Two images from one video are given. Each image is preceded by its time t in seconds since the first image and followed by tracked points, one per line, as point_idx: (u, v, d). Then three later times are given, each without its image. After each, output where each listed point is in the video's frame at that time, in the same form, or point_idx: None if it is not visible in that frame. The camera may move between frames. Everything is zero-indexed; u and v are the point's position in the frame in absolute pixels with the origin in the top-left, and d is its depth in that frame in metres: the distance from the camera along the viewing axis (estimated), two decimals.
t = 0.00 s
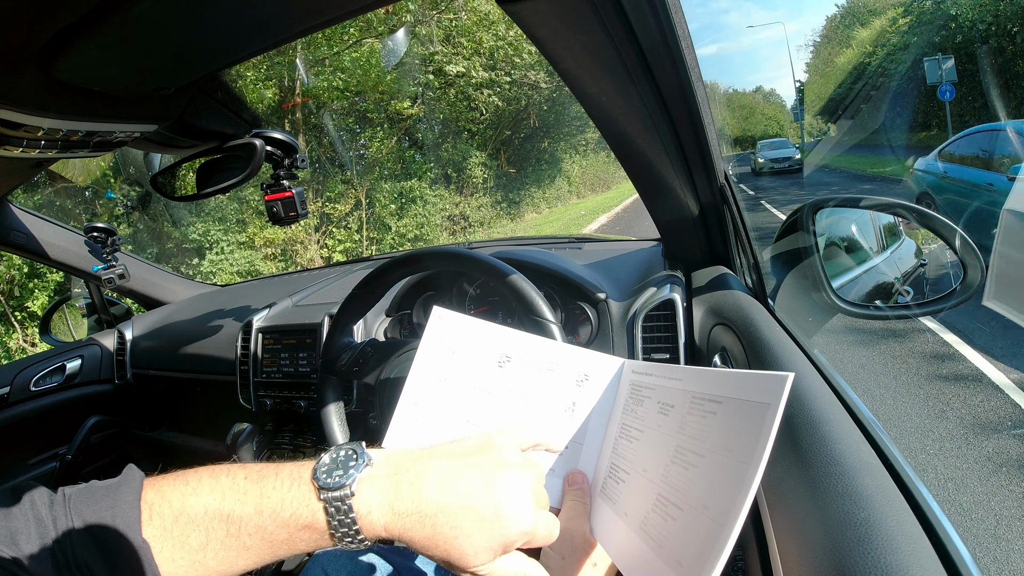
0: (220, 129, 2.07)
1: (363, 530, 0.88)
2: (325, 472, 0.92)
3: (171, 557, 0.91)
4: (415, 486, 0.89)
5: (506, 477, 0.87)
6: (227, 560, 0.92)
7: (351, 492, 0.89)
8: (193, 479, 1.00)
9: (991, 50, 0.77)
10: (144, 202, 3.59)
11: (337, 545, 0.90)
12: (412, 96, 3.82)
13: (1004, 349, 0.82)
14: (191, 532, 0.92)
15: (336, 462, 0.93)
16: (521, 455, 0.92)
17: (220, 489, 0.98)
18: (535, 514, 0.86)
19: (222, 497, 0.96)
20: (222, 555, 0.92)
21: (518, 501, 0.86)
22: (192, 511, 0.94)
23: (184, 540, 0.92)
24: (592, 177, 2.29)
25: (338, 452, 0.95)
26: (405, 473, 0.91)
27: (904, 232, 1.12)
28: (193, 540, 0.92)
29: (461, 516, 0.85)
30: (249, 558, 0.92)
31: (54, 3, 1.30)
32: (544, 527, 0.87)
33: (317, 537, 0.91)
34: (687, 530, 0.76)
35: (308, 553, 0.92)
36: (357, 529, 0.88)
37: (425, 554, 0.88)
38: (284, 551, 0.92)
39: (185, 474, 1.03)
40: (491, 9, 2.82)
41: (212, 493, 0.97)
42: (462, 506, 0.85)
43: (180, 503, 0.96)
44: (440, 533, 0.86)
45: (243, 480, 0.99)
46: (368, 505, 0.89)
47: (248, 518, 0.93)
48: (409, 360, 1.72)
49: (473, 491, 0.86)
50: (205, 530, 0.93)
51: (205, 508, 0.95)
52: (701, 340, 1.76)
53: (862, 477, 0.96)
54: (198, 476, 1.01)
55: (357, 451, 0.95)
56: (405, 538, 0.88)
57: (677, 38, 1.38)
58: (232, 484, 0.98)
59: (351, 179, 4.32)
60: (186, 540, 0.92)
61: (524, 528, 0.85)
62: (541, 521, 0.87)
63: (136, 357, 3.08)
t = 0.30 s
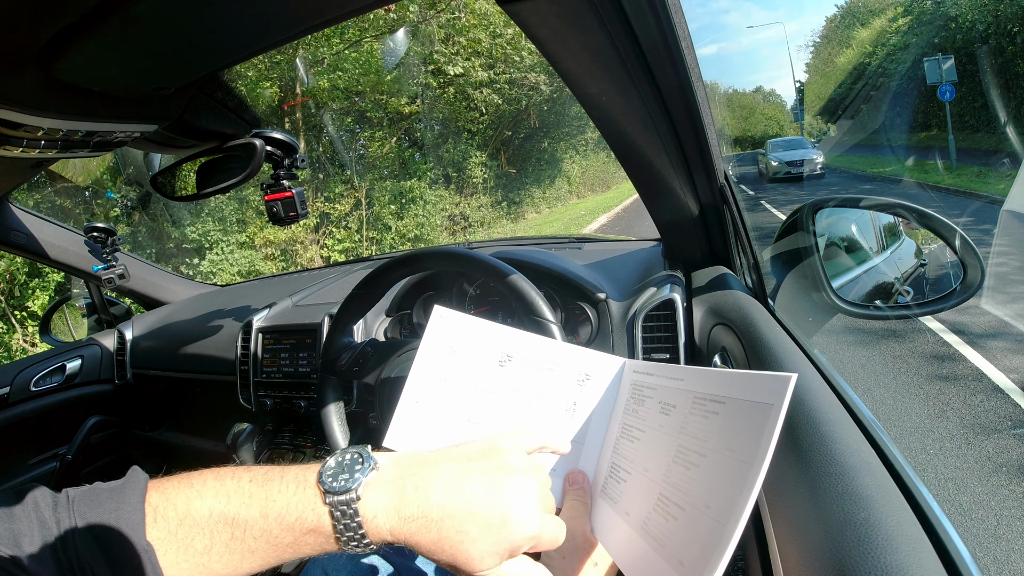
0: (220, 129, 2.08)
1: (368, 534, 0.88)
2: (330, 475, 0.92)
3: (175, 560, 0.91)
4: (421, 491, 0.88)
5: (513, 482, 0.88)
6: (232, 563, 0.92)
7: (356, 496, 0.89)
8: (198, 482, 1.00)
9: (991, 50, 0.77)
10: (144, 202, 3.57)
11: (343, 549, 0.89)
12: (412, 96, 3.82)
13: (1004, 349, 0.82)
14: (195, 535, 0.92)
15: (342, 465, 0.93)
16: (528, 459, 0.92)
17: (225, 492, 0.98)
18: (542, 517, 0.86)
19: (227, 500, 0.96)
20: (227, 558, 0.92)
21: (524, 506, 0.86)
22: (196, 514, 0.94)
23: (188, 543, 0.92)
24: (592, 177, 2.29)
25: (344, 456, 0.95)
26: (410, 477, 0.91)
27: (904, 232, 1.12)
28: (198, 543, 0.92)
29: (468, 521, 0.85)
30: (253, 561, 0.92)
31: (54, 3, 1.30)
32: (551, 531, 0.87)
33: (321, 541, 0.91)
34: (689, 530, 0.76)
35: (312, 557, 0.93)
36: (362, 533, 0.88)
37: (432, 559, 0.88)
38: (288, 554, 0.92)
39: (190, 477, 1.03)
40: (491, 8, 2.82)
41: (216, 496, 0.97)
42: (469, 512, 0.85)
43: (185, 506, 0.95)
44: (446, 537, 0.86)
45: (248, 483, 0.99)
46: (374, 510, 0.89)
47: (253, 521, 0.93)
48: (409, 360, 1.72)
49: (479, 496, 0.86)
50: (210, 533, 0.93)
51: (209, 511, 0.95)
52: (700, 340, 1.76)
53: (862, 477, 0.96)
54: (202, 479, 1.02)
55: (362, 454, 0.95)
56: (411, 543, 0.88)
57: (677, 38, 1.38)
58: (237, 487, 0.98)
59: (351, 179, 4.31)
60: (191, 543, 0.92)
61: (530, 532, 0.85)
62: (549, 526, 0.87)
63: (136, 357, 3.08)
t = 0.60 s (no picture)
0: (220, 129, 2.08)
1: (366, 526, 0.88)
2: (326, 468, 0.92)
3: (172, 554, 0.91)
4: (419, 481, 0.89)
5: (510, 469, 0.89)
6: (229, 557, 0.92)
7: (355, 488, 0.89)
8: (194, 476, 1.01)
9: (991, 49, 0.77)
10: (144, 203, 3.58)
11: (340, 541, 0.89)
12: (412, 96, 3.82)
13: (1004, 349, 0.82)
14: (192, 529, 0.93)
15: (339, 457, 0.93)
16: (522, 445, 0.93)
17: (221, 485, 0.98)
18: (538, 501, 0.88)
19: (223, 494, 0.96)
20: (223, 552, 0.92)
21: (522, 492, 0.88)
22: (193, 508, 0.95)
23: (185, 537, 0.92)
24: (592, 177, 2.29)
25: (340, 448, 0.95)
26: (407, 467, 0.91)
27: (904, 232, 1.12)
28: (195, 537, 0.92)
29: (468, 509, 0.86)
30: (250, 555, 0.92)
31: (54, 3, 1.30)
32: (548, 513, 0.89)
33: (319, 533, 0.91)
34: (689, 530, 0.76)
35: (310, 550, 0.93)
36: (359, 524, 0.88)
37: (431, 548, 0.89)
38: (286, 547, 0.93)
39: (186, 471, 1.03)
40: (491, 9, 2.82)
41: (213, 490, 0.97)
42: (469, 500, 0.86)
43: (181, 501, 0.96)
44: (446, 527, 0.86)
45: (244, 477, 0.99)
46: (372, 502, 0.89)
47: (250, 515, 0.93)
48: (409, 360, 1.73)
49: (478, 484, 0.86)
50: (207, 527, 0.93)
51: (206, 505, 0.95)
52: (700, 340, 1.76)
53: (863, 477, 0.96)
54: (199, 473, 1.02)
55: (359, 446, 0.94)
56: (411, 533, 0.88)
57: (677, 39, 1.38)
58: (234, 480, 0.98)
59: (351, 179, 4.31)
60: (187, 537, 0.92)
61: (529, 516, 0.87)
62: (546, 507, 0.89)
63: (136, 357, 3.08)
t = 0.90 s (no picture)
0: (219, 129, 2.08)
1: (373, 513, 0.91)
2: (333, 457, 0.94)
3: (176, 548, 0.91)
4: (425, 468, 0.92)
5: (512, 453, 0.94)
6: (235, 548, 0.93)
7: (361, 476, 0.91)
8: (197, 469, 1.01)
9: (991, 50, 0.77)
10: (144, 203, 3.69)
11: (348, 531, 0.91)
12: (412, 96, 3.82)
13: (1004, 349, 0.82)
14: (197, 522, 0.93)
15: (344, 447, 0.95)
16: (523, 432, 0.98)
17: (226, 477, 0.99)
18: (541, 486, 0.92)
19: (228, 485, 0.97)
20: (229, 543, 0.93)
21: (524, 476, 0.92)
22: (198, 500, 0.96)
23: (190, 530, 0.93)
24: (592, 177, 2.29)
25: (346, 438, 0.97)
26: (413, 455, 0.94)
27: (904, 232, 1.12)
28: (200, 529, 0.93)
29: (474, 493, 0.90)
30: (257, 546, 0.93)
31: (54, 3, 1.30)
32: (550, 496, 0.94)
33: (326, 522, 0.93)
34: (687, 531, 0.76)
35: (316, 539, 0.95)
36: (367, 511, 0.90)
37: (438, 533, 0.92)
38: (292, 537, 0.94)
39: (188, 464, 1.04)
40: (491, 9, 2.83)
41: (218, 481, 0.98)
42: (474, 483, 0.90)
43: (185, 493, 0.96)
44: (453, 511, 0.90)
45: (249, 468, 1.00)
46: (379, 489, 0.91)
47: (257, 506, 0.94)
48: (410, 359, 1.73)
49: (485, 469, 0.91)
50: (212, 519, 0.94)
51: (211, 497, 0.96)
52: (700, 340, 1.76)
53: (863, 477, 0.96)
54: (202, 466, 1.02)
55: (365, 435, 0.97)
56: (418, 518, 0.91)
57: (677, 40, 1.38)
58: (238, 471, 0.99)
59: (351, 179, 4.31)
60: (192, 530, 0.93)
61: (532, 499, 0.92)
62: (549, 490, 0.94)
63: (136, 357, 3.08)
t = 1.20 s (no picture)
0: (220, 129, 2.09)
1: (404, 505, 0.90)
2: (364, 452, 0.93)
3: (199, 547, 0.91)
4: (453, 461, 0.91)
5: (538, 447, 0.91)
6: (262, 545, 0.93)
7: (395, 470, 0.91)
8: (223, 466, 1.01)
9: (991, 50, 0.77)
10: (144, 203, 3.69)
11: (378, 525, 0.92)
12: (412, 96, 3.82)
13: (1004, 349, 0.82)
14: (223, 520, 0.93)
15: (374, 442, 0.94)
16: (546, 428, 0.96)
17: (254, 474, 0.98)
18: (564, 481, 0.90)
19: (256, 482, 0.97)
20: (256, 541, 0.93)
21: (550, 470, 0.90)
22: (225, 498, 0.95)
23: (216, 527, 0.92)
24: (592, 177, 2.29)
25: (376, 433, 0.96)
26: (442, 449, 0.94)
27: (904, 232, 1.12)
28: (227, 528, 0.93)
29: (502, 487, 0.88)
30: (284, 543, 0.93)
31: (55, 3, 1.30)
32: (572, 491, 0.91)
33: (356, 517, 0.93)
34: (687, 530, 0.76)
35: (346, 534, 0.94)
36: (398, 504, 0.90)
37: (464, 528, 0.90)
38: (320, 533, 0.94)
39: (211, 462, 1.03)
40: (491, 8, 2.83)
41: (245, 479, 0.98)
42: (501, 477, 0.88)
43: (211, 491, 0.96)
44: (480, 504, 0.88)
45: (277, 464, 0.99)
46: (411, 482, 0.91)
47: (287, 502, 0.94)
48: (409, 359, 1.71)
49: (510, 462, 0.89)
50: (240, 516, 0.94)
51: (238, 494, 0.96)
52: (700, 340, 1.76)
53: (863, 477, 0.96)
54: (227, 463, 1.02)
55: (394, 431, 0.96)
56: (445, 512, 0.90)
57: (677, 40, 1.39)
58: (266, 469, 0.99)
59: (351, 179, 4.31)
60: (218, 528, 0.93)
61: (555, 493, 0.89)
62: (572, 486, 0.91)
63: (136, 357, 3.08)
